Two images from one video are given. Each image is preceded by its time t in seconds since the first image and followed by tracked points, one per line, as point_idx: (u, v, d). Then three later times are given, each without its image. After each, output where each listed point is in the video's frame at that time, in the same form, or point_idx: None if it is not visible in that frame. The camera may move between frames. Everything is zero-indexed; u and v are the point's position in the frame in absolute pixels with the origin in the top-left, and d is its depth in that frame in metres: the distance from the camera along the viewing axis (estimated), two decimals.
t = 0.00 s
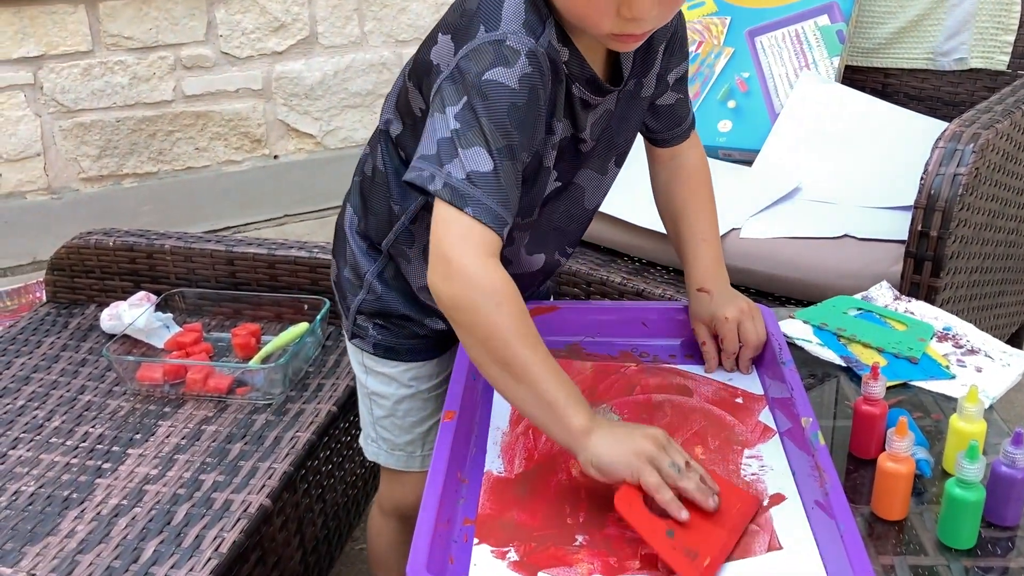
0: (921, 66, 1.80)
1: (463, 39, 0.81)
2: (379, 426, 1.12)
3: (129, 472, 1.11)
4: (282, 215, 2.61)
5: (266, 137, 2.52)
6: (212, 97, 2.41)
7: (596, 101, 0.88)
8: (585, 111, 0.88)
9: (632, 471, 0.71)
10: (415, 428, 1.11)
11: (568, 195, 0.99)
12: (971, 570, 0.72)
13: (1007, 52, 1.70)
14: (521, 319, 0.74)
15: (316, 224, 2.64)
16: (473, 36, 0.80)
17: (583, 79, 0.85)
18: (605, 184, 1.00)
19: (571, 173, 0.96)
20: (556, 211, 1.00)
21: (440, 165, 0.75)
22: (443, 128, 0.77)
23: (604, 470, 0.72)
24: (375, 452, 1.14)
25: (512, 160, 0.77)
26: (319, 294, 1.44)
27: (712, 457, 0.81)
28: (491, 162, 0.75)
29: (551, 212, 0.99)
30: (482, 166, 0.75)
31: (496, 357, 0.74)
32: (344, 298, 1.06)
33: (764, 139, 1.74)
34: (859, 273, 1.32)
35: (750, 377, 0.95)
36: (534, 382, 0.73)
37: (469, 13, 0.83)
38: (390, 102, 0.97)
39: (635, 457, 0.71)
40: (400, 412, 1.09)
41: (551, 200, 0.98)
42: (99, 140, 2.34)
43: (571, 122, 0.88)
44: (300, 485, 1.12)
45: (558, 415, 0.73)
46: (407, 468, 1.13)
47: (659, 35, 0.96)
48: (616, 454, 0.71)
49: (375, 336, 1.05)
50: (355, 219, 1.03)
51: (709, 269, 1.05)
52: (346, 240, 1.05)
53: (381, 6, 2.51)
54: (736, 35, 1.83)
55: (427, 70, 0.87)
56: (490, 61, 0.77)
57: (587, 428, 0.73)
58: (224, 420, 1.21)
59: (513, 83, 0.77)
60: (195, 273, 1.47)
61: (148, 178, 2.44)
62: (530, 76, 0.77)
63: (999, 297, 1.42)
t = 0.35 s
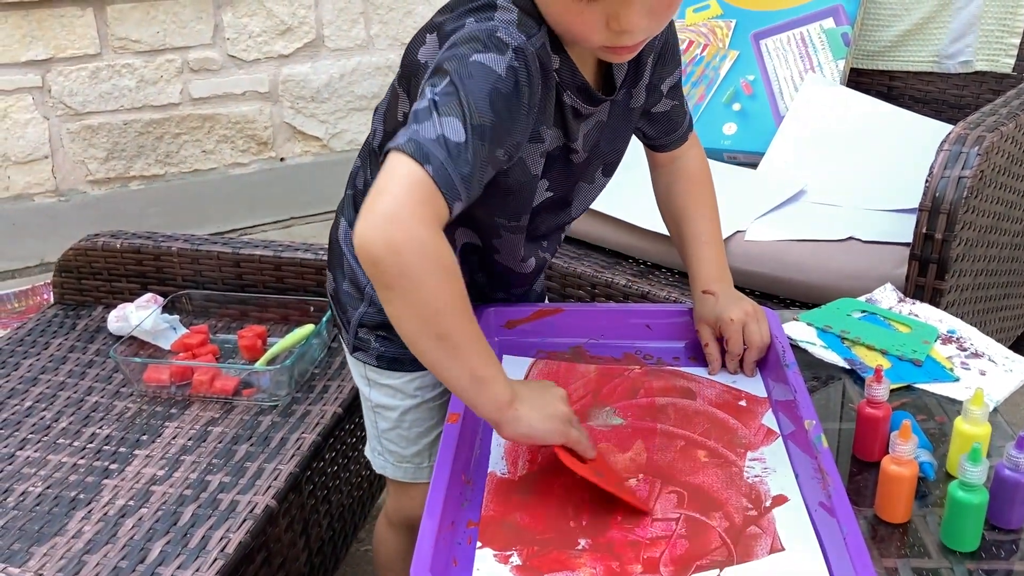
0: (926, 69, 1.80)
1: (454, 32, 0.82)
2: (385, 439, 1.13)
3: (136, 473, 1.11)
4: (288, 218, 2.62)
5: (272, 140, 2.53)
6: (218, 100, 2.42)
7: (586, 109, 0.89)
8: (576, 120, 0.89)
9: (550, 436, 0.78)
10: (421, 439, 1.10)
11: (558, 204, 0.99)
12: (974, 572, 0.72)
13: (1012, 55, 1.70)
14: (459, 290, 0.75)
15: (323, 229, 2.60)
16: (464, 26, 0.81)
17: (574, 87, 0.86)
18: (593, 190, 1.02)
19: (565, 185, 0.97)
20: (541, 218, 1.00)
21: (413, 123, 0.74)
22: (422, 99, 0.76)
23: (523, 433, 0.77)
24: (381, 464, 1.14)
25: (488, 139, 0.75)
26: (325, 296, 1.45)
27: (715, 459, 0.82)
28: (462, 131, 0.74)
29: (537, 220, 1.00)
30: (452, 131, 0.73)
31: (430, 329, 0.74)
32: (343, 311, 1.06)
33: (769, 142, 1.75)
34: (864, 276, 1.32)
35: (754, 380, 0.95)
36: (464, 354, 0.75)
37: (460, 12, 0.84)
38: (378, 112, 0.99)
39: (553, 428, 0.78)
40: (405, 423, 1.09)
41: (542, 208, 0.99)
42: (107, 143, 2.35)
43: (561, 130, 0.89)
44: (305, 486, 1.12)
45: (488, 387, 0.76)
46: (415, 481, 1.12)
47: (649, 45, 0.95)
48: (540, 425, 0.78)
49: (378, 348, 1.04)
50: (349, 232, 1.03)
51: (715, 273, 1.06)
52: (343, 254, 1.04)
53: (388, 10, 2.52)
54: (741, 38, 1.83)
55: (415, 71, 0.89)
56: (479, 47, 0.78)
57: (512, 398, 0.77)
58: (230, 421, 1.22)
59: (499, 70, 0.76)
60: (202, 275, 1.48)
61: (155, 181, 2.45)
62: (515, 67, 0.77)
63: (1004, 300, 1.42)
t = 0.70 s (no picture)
0: (928, 79, 1.81)
1: (444, 25, 0.84)
2: (385, 451, 1.14)
3: (144, 480, 1.13)
4: (294, 226, 2.64)
5: (279, 148, 2.55)
6: (225, 109, 2.44)
7: (581, 108, 0.90)
8: (569, 121, 0.91)
9: (577, 418, 0.72)
10: (422, 451, 1.12)
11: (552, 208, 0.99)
12: None
13: (1014, 65, 1.70)
14: (456, 257, 0.75)
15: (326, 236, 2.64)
16: (455, 20, 0.82)
17: (568, 85, 0.88)
18: (582, 197, 1.02)
19: (557, 187, 0.97)
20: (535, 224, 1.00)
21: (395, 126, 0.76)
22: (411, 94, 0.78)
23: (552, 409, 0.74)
24: (379, 476, 1.15)
25: (474, 131, 0.76)
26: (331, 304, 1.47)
27: (718, 467, 0.83)
28: (445, 123, 0.75)
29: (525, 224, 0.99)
30: (434, 125, 0.75)
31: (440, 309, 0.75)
32: (341, 325, 1.07)
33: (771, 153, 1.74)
34: (866, 285, 1.32)
35: (755, 390, 0.96)
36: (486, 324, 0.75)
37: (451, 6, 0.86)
38: (380, 122, 1.00)
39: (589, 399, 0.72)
40: (406, 436, 1.11)
41: (535, 215, 0.99)
42: (114, 151, 2.37)
43: (555, 129, 0.91)
44: (311, 493, 1.13)
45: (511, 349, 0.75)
46: (415, 492, 1.15)
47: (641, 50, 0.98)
48: (571, 390, 0.73)
49: (378, 362, 1.05)
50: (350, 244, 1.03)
51: (714, 280, 1.07)
52: (343, 266, 1.05)
53: (393, 19, 2.54)
54: (744, 48, 1.86)
55: (412, 69, 0.91)
56: (469, 37, 0.79)
57: (540, 357, 0.74)
58: (237, 429, 1.23)
59: (490, 60, 0.78)
60: (210, 283, 1.50)
61: (162, 189, 2.47)
62: (506, 57, 0.79)
63: (1005, 309, 1.43)
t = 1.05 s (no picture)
0: (929, 91, 1.83)
1: (486, 85, 0.84)
2: (402, 448, 1.16)
3: (152, 487, 1.14)
4: (300, 235, 2.67)
5: (284, 158, 2.57)
6: (232, 119, 2.47)
7: (619, 125, 0.93)
8: (606, 137, 0.93)
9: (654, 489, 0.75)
10: (438, 450, 1.15)
11: (593, 214, 1.02)
12: None
13: (1013, 77, 1.72)
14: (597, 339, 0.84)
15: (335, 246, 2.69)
16: (495, 83, 0.84)
17: (607, 108, 0.90)
18: (618, 201, 1.04)
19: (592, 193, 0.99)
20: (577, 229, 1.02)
21: (489, 212, 0.84)
22: (482, 174, 0.84)
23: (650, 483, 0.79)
24: (394, 473, 1.18)
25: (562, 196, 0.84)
26: (336, 313, 1.48)
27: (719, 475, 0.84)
28: (537, 202, 0.82)
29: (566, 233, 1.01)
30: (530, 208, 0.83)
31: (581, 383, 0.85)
32: (367, 324, 1.10)
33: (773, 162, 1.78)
34: (867, 295, 1.34)
35: (757, 399, 0.97)
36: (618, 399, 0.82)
37: (488, 54, 0.86)
38: (417, 142, 1.01)
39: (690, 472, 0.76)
40: (424, 433, 1.13)
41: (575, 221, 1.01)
42: (122, 161, 2.39)
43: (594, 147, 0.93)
44: (317, 501, 1.15)
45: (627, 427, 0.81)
46: (428, 489, 1.17)
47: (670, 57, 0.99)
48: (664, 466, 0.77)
49: (401, 360, 1.08)
50: (380, 245, 1.07)
51: (721, 290, 1.09)
52: (371, 266, 1.09)
53: (398, 31, 2.57)
54: (746, 60, 1.87)
55: (452, 109, 0.90)
56: (516, 108, 0.81)
57: (651, 436, 0.79)
58: (244, 437, 1.24)
59: (542, 130, 0.81)
60: (217, 293, 1.51)
61: (169, 199, 2.49)
62: (556, 121, 0.82)
63: (1005, 320, 1.44)
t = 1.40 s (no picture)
0: (926, 100, 1.85)
1: (518, 90, 0.87)
2: (414, 445, 1.18)
3: (159, 489, 1.16)
4: (303, 241, 2.68)
5: (288, 166, 2.60)
6: (236, 127, 2.49)
7: (632, 133, 0.96)
8: (619, 143, 0.95)
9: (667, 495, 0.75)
10: (449, 446, 1.17)
11: (608, 220, 1.04)
12: None
13: (1008, 87, 1.74)
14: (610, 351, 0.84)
15: (335, 250, 2.67)
16: (527, 88, 0.87)
17: (620, 117, 0.93)
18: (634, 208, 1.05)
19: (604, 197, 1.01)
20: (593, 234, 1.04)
21: (516, 212, 0.86)
22: (510, 173, 0.86)
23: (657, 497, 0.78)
24: (406, 470, 1.19)
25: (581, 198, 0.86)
26: (340, 318, 1.50)
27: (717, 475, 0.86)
28: (563, 203, 0.85)
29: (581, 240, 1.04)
30: (554, 208, 0.85)
31: (591, 395, 0.85)
32: (381, 322, 1.12)
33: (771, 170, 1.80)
34: (863, 302, 1.36)
35: (755, 403, 0.99)
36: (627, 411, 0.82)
37: (518, 64, 0.89)
38: (438, 145, 1.05)
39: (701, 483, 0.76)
40: (436, 430, 1.15)
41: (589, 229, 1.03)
42: (127, 168, 2.42)
43: (607, 153, 0.95)
44: (321, 502, 1.17)
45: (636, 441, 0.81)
46: (441, 485, 1.19)
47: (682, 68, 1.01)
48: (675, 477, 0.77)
49: (414, 357, 1.10)
50: (397, 245, 1.10)
51: (721, 295, 1.10)
52: (389, 264, 1.11)
53: (401, 40, 2.60)
54: (746, 69, 1.90)
55: (480, 116, 0.93)
56: (545, 111, 0.85)
57: (661, 453, 0.79)
58: (249, 439, 1.26)
59: (571, 131, 0.84)
60: (222, 297, 1.53)
61: (174, 206, 2.52)
62: (583, 125, 0.85)
63: (1000, 326, 1.46)
